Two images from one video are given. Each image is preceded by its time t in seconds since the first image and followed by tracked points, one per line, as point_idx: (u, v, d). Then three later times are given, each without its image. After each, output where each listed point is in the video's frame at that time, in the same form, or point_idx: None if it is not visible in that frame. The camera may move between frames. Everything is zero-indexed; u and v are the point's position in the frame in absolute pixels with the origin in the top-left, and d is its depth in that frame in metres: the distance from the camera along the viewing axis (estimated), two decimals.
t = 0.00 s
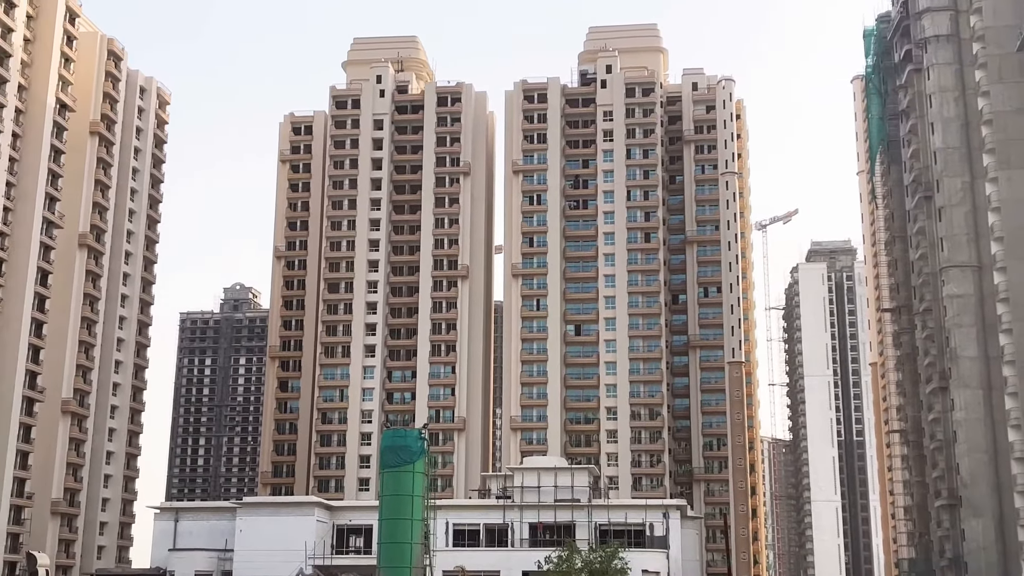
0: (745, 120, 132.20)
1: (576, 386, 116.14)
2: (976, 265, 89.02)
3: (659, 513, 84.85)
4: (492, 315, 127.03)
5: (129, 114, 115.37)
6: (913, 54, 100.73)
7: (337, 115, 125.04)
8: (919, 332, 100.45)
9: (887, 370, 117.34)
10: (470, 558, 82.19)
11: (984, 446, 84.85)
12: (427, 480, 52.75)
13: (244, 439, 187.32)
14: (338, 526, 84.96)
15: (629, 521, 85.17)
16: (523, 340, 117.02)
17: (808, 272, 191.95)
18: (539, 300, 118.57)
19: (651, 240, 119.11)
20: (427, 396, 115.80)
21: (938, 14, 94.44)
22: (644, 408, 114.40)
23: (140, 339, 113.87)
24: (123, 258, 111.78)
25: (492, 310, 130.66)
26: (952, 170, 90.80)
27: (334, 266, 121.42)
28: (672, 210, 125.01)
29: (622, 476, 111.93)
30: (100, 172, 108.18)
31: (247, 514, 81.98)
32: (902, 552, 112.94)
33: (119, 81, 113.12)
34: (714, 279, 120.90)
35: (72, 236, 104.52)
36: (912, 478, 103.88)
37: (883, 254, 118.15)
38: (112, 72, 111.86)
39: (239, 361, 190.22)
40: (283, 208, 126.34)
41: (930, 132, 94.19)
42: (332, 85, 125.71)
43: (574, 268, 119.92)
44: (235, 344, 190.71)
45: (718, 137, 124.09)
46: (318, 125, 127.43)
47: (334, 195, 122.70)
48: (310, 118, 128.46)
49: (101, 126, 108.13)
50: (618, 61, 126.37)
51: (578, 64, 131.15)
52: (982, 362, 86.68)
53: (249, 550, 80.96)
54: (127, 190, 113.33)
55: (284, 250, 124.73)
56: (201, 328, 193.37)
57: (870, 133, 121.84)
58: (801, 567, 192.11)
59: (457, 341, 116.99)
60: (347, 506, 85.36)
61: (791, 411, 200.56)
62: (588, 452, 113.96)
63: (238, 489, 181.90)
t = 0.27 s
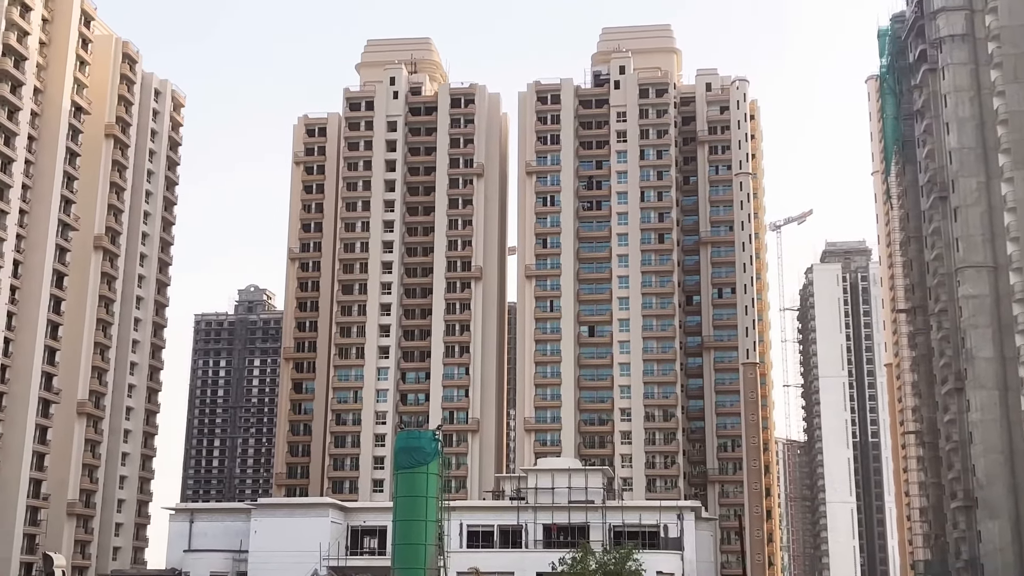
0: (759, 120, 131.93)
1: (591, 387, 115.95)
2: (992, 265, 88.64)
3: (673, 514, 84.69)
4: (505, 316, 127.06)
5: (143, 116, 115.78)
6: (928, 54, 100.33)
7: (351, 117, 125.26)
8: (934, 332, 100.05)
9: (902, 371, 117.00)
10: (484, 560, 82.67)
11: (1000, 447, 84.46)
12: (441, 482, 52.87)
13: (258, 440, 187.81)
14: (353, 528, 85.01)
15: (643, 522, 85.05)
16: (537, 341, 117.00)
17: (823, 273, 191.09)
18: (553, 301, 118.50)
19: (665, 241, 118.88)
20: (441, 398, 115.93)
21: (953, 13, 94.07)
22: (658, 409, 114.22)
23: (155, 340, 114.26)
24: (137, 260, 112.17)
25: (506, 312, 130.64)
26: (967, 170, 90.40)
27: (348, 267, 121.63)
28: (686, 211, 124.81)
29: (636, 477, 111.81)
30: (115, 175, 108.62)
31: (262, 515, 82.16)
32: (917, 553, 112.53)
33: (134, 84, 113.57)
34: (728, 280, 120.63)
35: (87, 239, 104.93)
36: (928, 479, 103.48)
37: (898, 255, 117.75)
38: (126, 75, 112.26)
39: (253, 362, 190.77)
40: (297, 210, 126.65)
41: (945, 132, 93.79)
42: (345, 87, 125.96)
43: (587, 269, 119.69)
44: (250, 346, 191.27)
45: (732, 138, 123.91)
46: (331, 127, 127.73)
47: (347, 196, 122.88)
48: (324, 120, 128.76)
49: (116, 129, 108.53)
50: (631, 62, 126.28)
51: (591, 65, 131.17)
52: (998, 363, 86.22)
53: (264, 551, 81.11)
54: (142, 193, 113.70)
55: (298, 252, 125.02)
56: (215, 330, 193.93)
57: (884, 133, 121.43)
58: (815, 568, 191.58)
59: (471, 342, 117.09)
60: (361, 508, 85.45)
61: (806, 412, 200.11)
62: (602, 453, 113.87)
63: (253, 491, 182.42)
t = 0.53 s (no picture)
0: (772, 121, 131.67)
1: (604, 389, 115.86)
2: (1007, 266, 88.31)
3: (687, 515, 84.65)
4: (518, 317, 127.05)
5: (157, 119, 116.16)
6: (942, 54, 99.95)
7: (364, 119, 125.46)
8: (949, 333, 99.69)
9: (917, 371, 116.67)
10: (496, 561, 83.55)
11: (1015, 449, 84.09)
12: (454, 483, 53.04)
13: (272, 441, 188.19)
14: (366, 529, 84.79)
15: (657, 524, 84.83)
16: (550, 342, 116.86)
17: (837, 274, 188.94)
18: (566, 302, 118.45)
19: (678, 242, 118.71)
20: (454, 399, 116.03)
21: (967, 13, 93.71)
22: (671, 410, 114.03)
23: (169, 342, 114.62)
24: (152, 262, 112.53)
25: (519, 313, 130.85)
26: (982, 170, 90.04)
27: (361, 269, 121.80)
28: (699, 212, 124.58)
29: (650, 478, 111.60)
30: (130, 177, 109.03)
31: (276, 516, 82.29)
32: (932, 555, 112.12)
33: (148, 87, 114.00)
34: (742, 281, 120.40)
35: (101, 241, 105.33)
36: (943, 480, 103.10)
37: (912, 255, 117.39)
38: (140, 78, 112.66)
39: (267, 364, 191.21)
40: (310, 212, 126.96)
41: (960, 132, 93.44)
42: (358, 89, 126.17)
43: (600, 270, 119.73)
44: (263, 347, 191.73)
45: (746, 139, 123.74)
46: (344, 129, 127.97)
47: (360, 198, 123.02)
48: (337, 121, 129.04)
49: (130, 132, 108.93)
50: (644, 63, 126.16)
51: (604, 66, 131.19)
52: (1014, 364, 85.85)
53: (278, 552, 81.25)
54: (156, 195, 114.06)
55: (311, 253, 125.26)
56: (229, 331, 194.44)
57: (898, 134, 121.03)
58: (830, 570, 191.08)
59: (484, 344, 117.14)
60: (374, 508, 85.31)
61: (820, 413, 199.63)
62: (615, 455, 113.74)
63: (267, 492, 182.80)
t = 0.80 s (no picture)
0: (785, 121, 131.34)
1: (617, 390, 115.73)
2: (1022, 266, 87.92)
3: (700, 517, 84.53)
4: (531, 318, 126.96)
5: (171, 121, 116.45)
6: (956, 54, 99.58)
7: (376, 121, 125.62)
8: (964, 333, 99.23)
9: (931, 372, 116.24)
10: (511, 562, 82.66)
11: None
12: (468, 484, 53.17)
13: (285, 443, 188.58)
14: (380, 530, 85.27)
15: (670, 525, 84.63)
16: (563, 343, 116.93)
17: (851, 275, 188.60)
18: (579, 303, 118.45)
19: (691, 242, 118.48)
20: (467, 400, 116.05)
21: (982, 12, 93.37)
22: (684, 411, 113.82)
23: (183, 344, 114.97)
24: (166, 264, 112.85)
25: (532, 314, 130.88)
26: (996, 170, 89.64)
27: (374, 270, 121.91)
28: (712, 212, 124.29)
29: (663, 479, 111.33)
30: (144, 179, 109.40)
31: (289, 517, 82.36)
32: (947, 556, 111.61)
33: (162, 89, 114.39)
34: (755, 281, 120.08)
35: (116, 243, 105.68)
36: (958, 482, 102.59)
37: (927, 256, 116.96)
38: (154, 80, 113.01)
39: (281, 365, 191.63)
40: (323, 214, 127.26)
41: (974, 132, 93.07)
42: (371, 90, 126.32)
43: (613, 271, 119.71)
44: (277, 349, 192.17)
45: (759, 139, 123.46)
46: (357, 130, 128.17)
47: (373, 200, 123.12)
48: (350, 123, 129.25)
49: (144, 134, 109.29)
50: (656, 64, 126.00)
51: (616, 67, 131.14)
52: None
53: (291, 554, 81.34)
54: (170, 197, 114.36)
55: (324, 255, 125.47)
56: (243, 333, 194.90)
57: (912, 133, 120.60)
58: (844, 571, 190.51)
59: (497, 345, 117.13)
60: (388, 510, 85.63)
61: (834, 415, 199.13)
62: (629, 456, 113.56)
63: (280, 493, 183.17)
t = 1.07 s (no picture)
0: (798, 121, 131.03)
1: (630, 391, 115.63)
2: None
3: (714, 518, 84.38)
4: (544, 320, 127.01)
5: (185, 123, 116.82)
6: (970, 53, 99.26)
7: (389, 122, 125.86)
8: (979, 334, 98.84)
9: (946, 373, 115.87)
10: (524, 563, 82.42)
11: None
12: (480, 485, 52.98)
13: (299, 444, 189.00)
14: (393, 531, 85.45)
15: (684, 527, 84.55)
16: (575, 345, 116.86)
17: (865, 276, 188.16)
18: (591, 304, 118.37)
19: (704, 243, 118.32)
20: (480, 402, 116.11)
21: (996, 12, 93.11)
22: (698, 413, 113.58)
23: (197, 345, 115.32)
24: (180, 266, 113.17)
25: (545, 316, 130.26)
26: (1011, 170, 89.32)
27: (386, 272, 122.09)
28: (725, 213, 124.06)
29: (676, 481, 111.11)
30: (157, 181, 109.76)
31: (303, 518, 82.45)
32: (962, 558, 111.10)
33: (175, 92, 114.81)
34: (769, 282, 119.87)
35: (130, 245, 106.03)
36: (973, 483, 102.08)
37: (941, 256, 116.53)
38: (168, 82, 113.44)
39: (294, 367, 192.07)
40: (336, 215, 127.53)
41: (988, 132, 92.75)
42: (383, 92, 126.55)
43: (626, 273, 119.67)
44: (290, 350, 192.63)
45: (772, 140, 123.20)
46: (370, 132, 128.42)
47: (386, 201, 123.32)
48: (363, 125, 129.52)
49: (158, 136, 109.66)
50: (669, 64, 125.88)
51: (629, 68, 131.07)
52: None
53: (305, 555, 81.41)
54: (184, 199, 114.72)
55: (337, 257, 125.76)
56: (256, 335, 195.42)
57: (926, 133, 120.22)
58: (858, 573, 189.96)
59: (509, 346, 117.15)
60: (400, 511, 85.78)
61: (848, 416, 198.63)
62: (642, 458, 113.44)
63: (294, 495, 183.55)
